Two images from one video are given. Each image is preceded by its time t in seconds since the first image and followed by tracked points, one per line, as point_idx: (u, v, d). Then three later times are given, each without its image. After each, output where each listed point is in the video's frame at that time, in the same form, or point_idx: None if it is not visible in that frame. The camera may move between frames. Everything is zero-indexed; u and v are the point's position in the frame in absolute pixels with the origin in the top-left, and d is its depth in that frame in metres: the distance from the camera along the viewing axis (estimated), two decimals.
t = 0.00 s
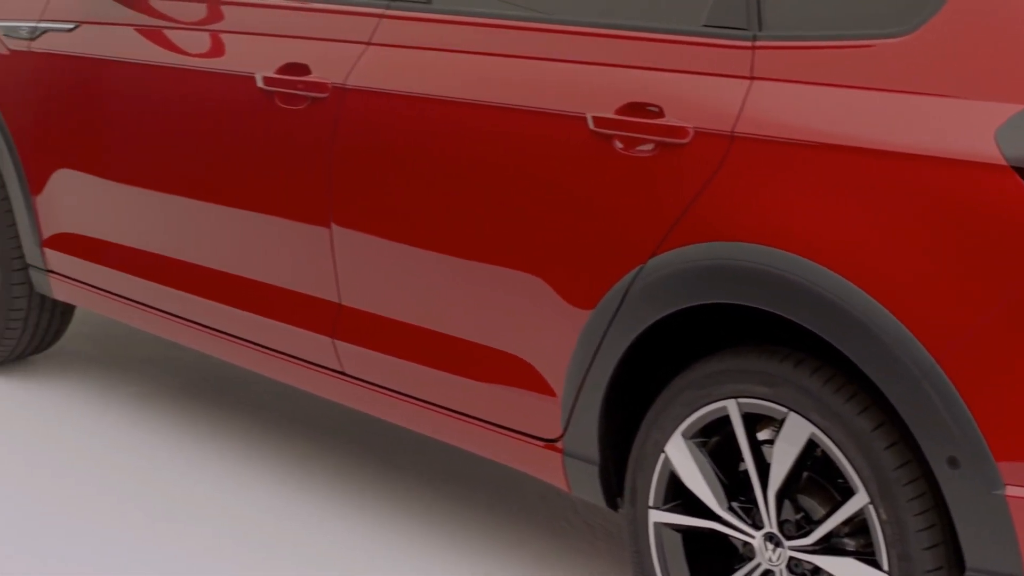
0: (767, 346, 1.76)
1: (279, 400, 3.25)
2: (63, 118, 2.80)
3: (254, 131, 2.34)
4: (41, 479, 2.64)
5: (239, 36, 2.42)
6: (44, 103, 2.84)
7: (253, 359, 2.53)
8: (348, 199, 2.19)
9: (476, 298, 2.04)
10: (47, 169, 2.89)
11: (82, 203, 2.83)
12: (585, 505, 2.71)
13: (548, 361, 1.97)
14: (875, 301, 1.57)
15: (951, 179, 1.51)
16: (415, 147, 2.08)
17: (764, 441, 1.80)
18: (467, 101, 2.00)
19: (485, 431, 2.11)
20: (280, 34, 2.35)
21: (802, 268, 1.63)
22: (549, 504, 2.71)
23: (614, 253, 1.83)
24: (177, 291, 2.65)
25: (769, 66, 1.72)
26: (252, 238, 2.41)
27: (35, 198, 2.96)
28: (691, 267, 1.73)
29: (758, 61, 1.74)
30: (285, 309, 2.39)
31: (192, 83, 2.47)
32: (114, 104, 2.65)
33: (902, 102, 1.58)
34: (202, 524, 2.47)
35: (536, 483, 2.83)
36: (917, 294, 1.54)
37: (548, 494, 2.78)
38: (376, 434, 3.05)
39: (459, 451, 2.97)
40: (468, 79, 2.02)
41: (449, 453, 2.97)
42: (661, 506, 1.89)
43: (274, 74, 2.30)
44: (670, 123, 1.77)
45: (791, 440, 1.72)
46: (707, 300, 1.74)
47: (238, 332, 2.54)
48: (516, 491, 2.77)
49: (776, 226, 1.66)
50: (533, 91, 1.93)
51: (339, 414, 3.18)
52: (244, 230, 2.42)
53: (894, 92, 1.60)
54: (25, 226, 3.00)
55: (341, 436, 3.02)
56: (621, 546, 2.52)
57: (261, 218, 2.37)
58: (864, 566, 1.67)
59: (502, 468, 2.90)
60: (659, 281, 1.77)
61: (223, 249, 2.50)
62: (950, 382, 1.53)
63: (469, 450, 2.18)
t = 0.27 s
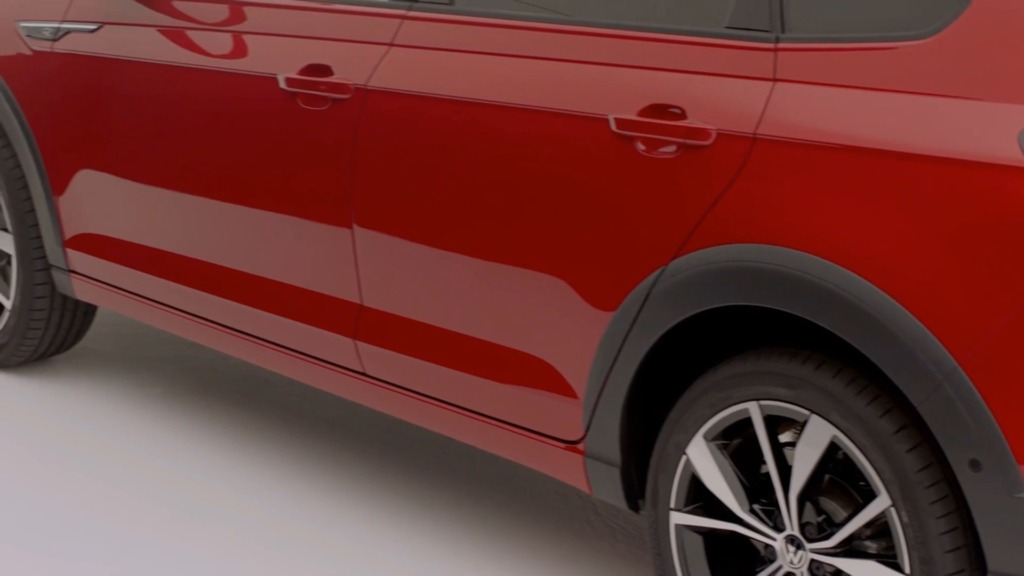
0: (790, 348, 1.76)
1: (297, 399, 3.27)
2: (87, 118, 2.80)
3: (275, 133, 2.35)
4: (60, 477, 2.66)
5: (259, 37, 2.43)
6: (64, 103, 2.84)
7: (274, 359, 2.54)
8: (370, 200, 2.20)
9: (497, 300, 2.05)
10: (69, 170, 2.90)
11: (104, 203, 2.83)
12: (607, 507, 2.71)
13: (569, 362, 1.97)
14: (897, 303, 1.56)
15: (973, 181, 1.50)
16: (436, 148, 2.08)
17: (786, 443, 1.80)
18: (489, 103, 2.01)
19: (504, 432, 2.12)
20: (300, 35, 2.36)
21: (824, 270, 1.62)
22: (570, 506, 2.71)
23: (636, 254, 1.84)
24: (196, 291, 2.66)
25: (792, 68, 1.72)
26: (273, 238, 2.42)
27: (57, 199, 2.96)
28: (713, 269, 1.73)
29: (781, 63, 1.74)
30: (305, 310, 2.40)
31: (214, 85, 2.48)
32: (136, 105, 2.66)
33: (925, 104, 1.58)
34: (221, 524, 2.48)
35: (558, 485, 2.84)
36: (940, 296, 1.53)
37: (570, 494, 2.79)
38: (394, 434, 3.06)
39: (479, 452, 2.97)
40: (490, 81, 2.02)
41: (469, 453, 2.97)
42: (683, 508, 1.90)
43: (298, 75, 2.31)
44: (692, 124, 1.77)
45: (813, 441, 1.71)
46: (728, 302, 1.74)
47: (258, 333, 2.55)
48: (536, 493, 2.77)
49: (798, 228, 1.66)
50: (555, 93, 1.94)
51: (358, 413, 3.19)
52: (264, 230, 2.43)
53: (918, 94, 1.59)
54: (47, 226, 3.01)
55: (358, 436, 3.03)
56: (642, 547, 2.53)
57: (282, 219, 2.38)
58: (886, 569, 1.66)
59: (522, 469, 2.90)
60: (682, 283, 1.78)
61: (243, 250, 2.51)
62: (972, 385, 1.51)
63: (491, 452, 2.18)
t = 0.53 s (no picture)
0: (814, 351, 1.76)
1: (317, 399, 3.28)
2: (112, 120, 2.80)
3: (298, 135, 2.36)
4: (80, 476, 2.66)
5: (281, 38, 2.44)
6: (88, 104, 2.85)
7: (295, 360, 2.55)
8: (393, 202, 2.20)
9: (520, 302, 2.05)
10: (93, 171, 2.90)
11: (127, 204, 2.84)
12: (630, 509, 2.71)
13: (593, 365, 1.98)
14: (921, 306, 1.55)
15: (998, 184, 1.48)
16: (458, 150, 2.09)
17: (810, 446, 1.80)
18: (513, 105, 2.01)
19: (526, 434, 2.12)
20: (321, 37, 2.37)
21: (848, 273, 1.62)
22: (593, 508, 2.71)
23: (660, 257, 1.84)
24: (217, 291, 2.67)
25: (817, 71, 1.72)
26: (295, 239, 2.42)
27: (81, 199, 2.97)
28: (737, 272, 1.74)
29: (806, 65, 1.73)
30: (327, 311, 2.41)
31: (236, 86, 2.48)
32: (157, 106, 2.67)
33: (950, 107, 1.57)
34: (240, 525, 2.48)
35: (581, 486, 2.84)
36: (966, 301, 1.51)
37: (593, 496, 2.79)
38: (414, 435, 3.06)
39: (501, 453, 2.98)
40: (513, 83, 2.03)
41: (490, 454, 2.97)
42: (706, 510, 1.91)
43: (322, 77, 2.30)
44: (717, 127, 1.77)
45: (837, 444, 1.71)
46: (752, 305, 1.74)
47: (280, 334, 2.56)
48: (558, 494, 2.77)
49: (822, 231, 1.65)
50: (579, 95, 1.94)
51: (378, 414, 3.19)
52: (287, 231, 2.44)
53: (943, 97, 1.58)
54: (72, 227, 3.01)
55: (378, 436, 3.04)
56: (665, 549, 2.53)
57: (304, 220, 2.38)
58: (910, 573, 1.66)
59: (543, 471, 2.90)
60: (706, 286, 1.78)
61: (265, 251, 2.52)
62: (997, 388, 1.50)
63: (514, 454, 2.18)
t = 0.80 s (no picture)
0: (836, 354, 1.76)
1: (335, 400, 3.28)
2: (130, 119, 2.81)
3: (320, 137, 2.36)
4: (98, 475, 2.68)
5: (303, 40, 2.44)
6: (111, 106, 2.85)
7: (316, 361, 2.56)
8: (415, 205, 2.21)
9: (542, 304, 2.05)
10: (117, 172, 2.91)
11: (148, 205, 2.85)
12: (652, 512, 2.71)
13: (615, 367, 1.98)
14: (946, 310, 1.55)
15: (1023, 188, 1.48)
16: (480, 152, 2.09)
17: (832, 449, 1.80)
18: (535, 107, 2.01)
19: (547, 436, 2.13)
20: (342, 38, 2.37)
21: (872, 276, 1.62)
22: (614, 511, 2.71)
23: (683, 260, 1.84)
24: (236, 291, 2.68)
25: (840, 73, 1.71)
26: (316, 241, 2.43)
27: (104, 200, 2.98)
28: (760, 275, 1.73)
29: (829, 68, 1.73)
30: (347, 313, 2.41)
31: (257, 87, 2.49)
32: (176, 106, 2.68)
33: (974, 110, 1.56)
34: (258, 524, 2.49)
35: (603, 489, 2.83)
36: (991, 306, 1.51)
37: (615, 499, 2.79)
38: (433, 436, 3.07)
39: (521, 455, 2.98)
40: (535, 85, 2.03)
41: (510, 457, 2.98)
42: (728, 513, 1.91)
43: (345, 78, 2.31)
44: (740, 129, 1.77)
45: (859, 448, 1.71)
46: (774, 307, 1.74)
47: (300, 335, 2.57)
48: (579, 497, 2.77)
49: (846, 234, 1.65)
50: (601, 97, 1.94)
51: (397, 415, 3.19)
52: (307, 232, 2.44)
53: (967, 101, 1.57)
54: (95, 228, 3.02)
55: (396, 437, 3.04)
56: (687, 552, 2.53)
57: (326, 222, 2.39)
58: None
59: (564, 473, 2.90)
60: (729, 289, 1.78)
61: (285, 253, 2.52)
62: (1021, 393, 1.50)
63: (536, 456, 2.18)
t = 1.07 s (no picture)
0: (856, 356, 1.76)
1: (352, 400, 3.29)
2: (147, 118, 2.83)
3: (338, 138, 2.37)
4: (113, 474, 2.69)
5: (319, 41, 2.44)
6: (127, 106, 2.87)
7: (333, 362, 2.56)
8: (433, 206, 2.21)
9: (561, 306, 2.06)
10: (135, 173, 2.92)
11: (165, 205, 2.86)
12: (670, 514, 2.70)
13: (634, 369, 1.98)
14: (965, 314, 1.54)
15: None
16: (497, 153, 2.09)
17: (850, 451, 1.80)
18: (553, 109, 2.02)
19: (564, 438, 2.13)
20: (359, 40, 2.37)
21: (891, 279, 1.61)
22: (632, 513, 2.70)
23: (701, 262, 1.84)
24: (254, 292, 2.68)
25: (860, 75, 1.71)
26: (333, 242, 2.44)
27: (123, 202, 2.99)
28: (779, 277, 1.73)
29: (848, 70, 1.72)
30: (364, 314, 2.42)
31: (274, 88, 2.49)
32: (193, 107, 2.69)
33: (993, 113, 1.55)
34: (273, 525, 2.50)
35: (622, 491, 2.83)
36: (990, 306, 1.52)
37: (633, 501, 2.78)
38: (449, 437, 3.07)
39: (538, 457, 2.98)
40: (553, 87, 2.03)
41: (527, 458, 2.97)
42: (747, 515, 1.91)
43: (365, 79, 2.31)
44: (759, 131, 1.77)
45: (878, 450, 1.71)
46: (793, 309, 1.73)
47: (318, 335, 2.57)
48: (596, 499, 2.76)
49: (865, 237, 1.65)
50: (618, 99, 1.94)
51: (413, 416, 3.20)
52: (325, 233, 2.45)
53: (986, 103, 1.56)
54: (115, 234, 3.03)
55: (412, 438, 3.04)
56: (706, 556, 2.52)
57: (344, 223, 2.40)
58: None
59: (581, 475, 2.90)
60: (748, 291, 1.78)
61: (303, 253, 2.53)
62: None
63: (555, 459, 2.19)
